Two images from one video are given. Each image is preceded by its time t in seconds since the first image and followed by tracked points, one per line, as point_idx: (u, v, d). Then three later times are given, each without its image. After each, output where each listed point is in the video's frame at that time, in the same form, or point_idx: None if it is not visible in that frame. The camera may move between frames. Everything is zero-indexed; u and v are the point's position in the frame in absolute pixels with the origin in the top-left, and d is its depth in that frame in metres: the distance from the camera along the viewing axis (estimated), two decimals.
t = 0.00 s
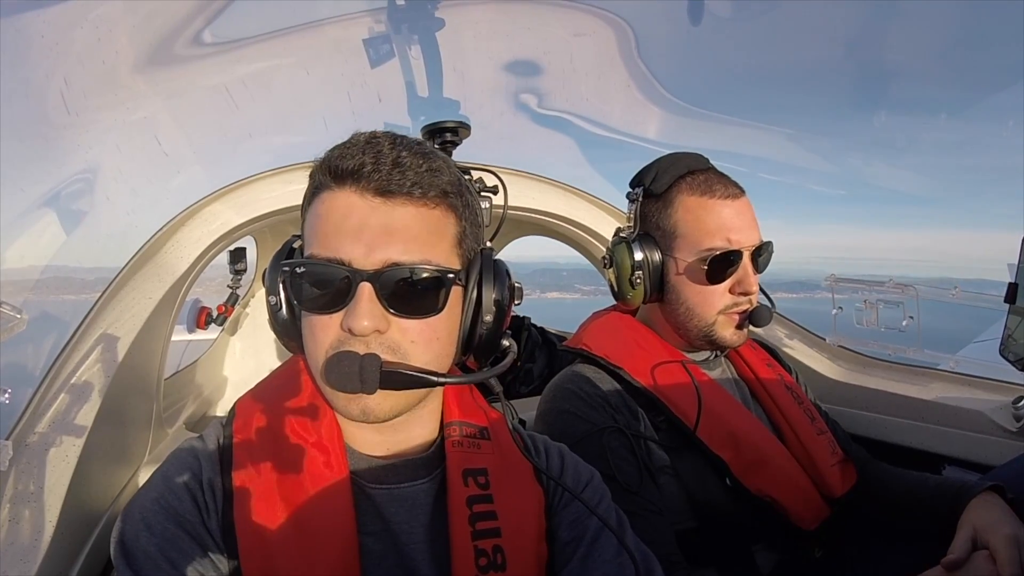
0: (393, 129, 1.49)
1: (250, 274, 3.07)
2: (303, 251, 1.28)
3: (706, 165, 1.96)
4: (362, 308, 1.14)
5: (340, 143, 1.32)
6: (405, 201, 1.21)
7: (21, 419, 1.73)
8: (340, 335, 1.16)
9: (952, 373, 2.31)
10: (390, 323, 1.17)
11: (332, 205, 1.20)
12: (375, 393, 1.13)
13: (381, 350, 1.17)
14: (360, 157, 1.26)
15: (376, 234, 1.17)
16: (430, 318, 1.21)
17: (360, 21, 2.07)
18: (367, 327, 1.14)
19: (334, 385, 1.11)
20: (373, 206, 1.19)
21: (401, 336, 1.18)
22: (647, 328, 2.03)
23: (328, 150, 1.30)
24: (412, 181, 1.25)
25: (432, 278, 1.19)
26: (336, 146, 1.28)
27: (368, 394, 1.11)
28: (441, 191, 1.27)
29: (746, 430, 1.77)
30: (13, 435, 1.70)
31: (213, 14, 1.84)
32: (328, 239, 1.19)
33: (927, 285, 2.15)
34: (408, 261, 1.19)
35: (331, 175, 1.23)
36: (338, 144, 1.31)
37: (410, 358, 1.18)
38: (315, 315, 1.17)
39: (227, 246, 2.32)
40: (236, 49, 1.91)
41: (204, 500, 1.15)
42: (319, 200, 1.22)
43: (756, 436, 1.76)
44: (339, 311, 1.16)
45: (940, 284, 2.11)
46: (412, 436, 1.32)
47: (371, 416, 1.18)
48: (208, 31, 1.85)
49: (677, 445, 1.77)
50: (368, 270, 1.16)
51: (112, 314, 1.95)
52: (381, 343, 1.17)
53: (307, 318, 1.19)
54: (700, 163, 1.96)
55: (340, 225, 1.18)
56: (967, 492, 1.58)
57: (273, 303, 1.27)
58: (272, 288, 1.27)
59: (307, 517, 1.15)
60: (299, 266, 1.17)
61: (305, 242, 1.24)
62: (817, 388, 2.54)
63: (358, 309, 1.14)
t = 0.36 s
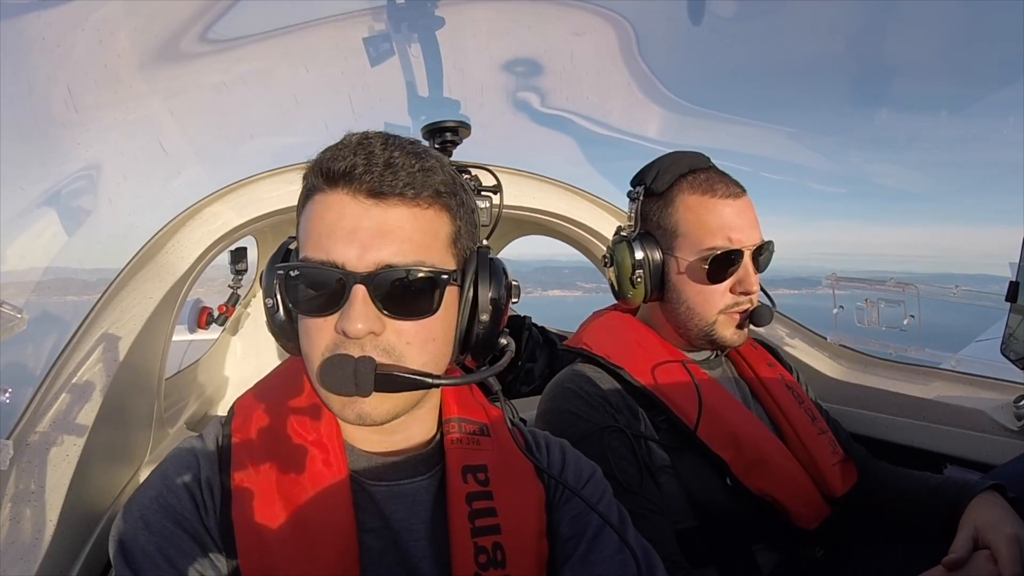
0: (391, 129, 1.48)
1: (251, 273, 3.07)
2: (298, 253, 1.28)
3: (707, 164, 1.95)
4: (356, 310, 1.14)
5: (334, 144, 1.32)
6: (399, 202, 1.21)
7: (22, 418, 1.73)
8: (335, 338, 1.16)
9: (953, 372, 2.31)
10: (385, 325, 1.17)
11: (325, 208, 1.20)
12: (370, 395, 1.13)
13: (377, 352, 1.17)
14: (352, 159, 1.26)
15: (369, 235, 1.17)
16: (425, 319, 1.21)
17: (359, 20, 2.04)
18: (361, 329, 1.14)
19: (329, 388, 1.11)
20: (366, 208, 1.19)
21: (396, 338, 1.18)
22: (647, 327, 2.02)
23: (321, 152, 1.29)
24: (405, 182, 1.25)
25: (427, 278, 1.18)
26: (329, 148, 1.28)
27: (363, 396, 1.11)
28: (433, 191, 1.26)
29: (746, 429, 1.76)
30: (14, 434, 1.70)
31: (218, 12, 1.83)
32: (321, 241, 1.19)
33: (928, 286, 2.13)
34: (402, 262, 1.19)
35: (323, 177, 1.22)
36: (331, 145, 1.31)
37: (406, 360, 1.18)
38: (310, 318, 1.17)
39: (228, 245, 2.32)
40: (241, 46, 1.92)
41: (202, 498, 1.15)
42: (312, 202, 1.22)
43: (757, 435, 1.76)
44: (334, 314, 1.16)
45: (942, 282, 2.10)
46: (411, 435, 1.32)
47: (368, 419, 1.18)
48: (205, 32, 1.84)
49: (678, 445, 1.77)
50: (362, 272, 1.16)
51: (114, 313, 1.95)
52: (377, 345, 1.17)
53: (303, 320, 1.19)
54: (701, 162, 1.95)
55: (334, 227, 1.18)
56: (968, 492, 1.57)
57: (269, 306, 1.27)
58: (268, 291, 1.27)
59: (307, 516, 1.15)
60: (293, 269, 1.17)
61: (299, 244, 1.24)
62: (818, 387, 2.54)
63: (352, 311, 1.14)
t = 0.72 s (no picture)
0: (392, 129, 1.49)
1: (253, 274, 3.08)
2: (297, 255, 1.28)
3: (710, 165, 1.96)
4: (355, 311, 1.15)
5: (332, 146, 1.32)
6: (397, 203, 1.21)
7: (25, 418, 1.73)
8: (334, 339, 1.17)
9: (954, 371, 2.31)
10: (384, 325, 1.18)
11: (324, 209, 1.20)
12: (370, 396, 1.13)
13: (376, 353, 1.17)
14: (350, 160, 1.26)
15: (368, 236, 1.18)
16: (423, 319, 1.21)
17: (361, 21, 2.04)
18: (360, 330, 1.14)
19: (328, 389, 1.11)
20: (364, 209, 1.19)
21: (395, 338, 1.19)
22: (649, 328, 2.02)
23: (319, 153, 1.30)
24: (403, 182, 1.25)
25: (425, 278, 1.19)
26: (327, 149, 1.29)
27: (363, 398, 1.11)
28: (432, 191, 1.26)
29: (747, 429, 1.76)
30: (18, 433, 1.70)
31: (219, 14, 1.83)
32: (320, 242, 1.19)
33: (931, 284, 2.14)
34: (401, 263, 1.19)
35: (321, 179, 1.23)
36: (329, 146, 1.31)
37: (405, 360, 1.18)
38: (310, 319, 1.18)
39: (231, 246, 2.33)
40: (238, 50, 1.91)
41: (201, 496, 1.16)
42: (310, 203, 1.22)
43: (757, 435, 1.76)
44: (333, 315, 1.16)
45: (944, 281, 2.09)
46: (411, 434, 1.32)
47: (369, 421, 1.18)
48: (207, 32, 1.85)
49: (679, 445, 1.77)
50: (361, 273, 1.17)
51: (116, 313, 1.96)
52: (376, 346, 1.17)
53: (302, 321, 1.20)
54: (704, 162, 1.96)
55: (332, 229, 1.19)
56: (970, 491, 1.57)
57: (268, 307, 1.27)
58: (267, 292, 1.28)
59: (307, 515, 1.15)
60: (292, 270, 1.17)
61: (298, 246, 1.24)
62: (820, 387, 2.54)
63: (351, 312, 1.15)
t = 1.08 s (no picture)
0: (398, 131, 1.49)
1: (256, 274, 3.09)
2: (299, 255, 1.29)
3: (716, 169, 1.96)
4: (358, 312, 1.15)
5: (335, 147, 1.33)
6: (399, 204, 1.22)
7: (26, 418, 1.74)
8: (337, 340, 1.17)
9: (957, 376, 2.31)
10: (387, 326, 1.18)
11: (327, 210, 1.21)
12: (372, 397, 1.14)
13: (378, 354, 1.17)
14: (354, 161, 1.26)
15: (370, 237, 1.18)
16: (425, 321, 1.21)
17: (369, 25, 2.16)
18: (363, 330, 1.15)
19: (331, 391, 1.12)
20: (367, 210, 1.20)
21: (397, 340, 1.19)
22: (651, 332, 2.02)
23: (322, 154, 1.30)
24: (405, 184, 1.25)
25: (428, 280, 1.19)
26: (330, 150, 1.29)
27: (365, 399, 1.12)
28: (434, 192, 1.27)
29: (749, 433, 1.76)
30: (19, 433, 1.72)
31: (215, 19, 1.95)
32: (323, 242, 1.19)
33: (935, 289, 2.14)
34: (404, 263, 1.20)
35: (324, 180, 1.23)
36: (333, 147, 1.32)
37: (406, 361, 1.19)
38: (313, 320, 1.18)
39: (234, 246, 2.33)
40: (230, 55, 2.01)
41: (203, 497, 1.16)
42: (314, 204, 1.23)
43: (758, 440, 1.76)
44: (336, 316, 1.16)
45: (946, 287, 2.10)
46: (414, 435, 1.32)
47: (372, 422, 1.19)
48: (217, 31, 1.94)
49: (681, 449, 1.77)
50: (364, 274, 1.17)
51: (119, 312, 1.96)
52: (378, 347, 1.17)
53: (304, 322, 1.20)
54: (709, 167, 1.96)
55: (335, 229, 1.19)
56: (971, 496, 1.57)
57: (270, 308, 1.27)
58: (269, 293, 1.28)
59: (309, 517, 1.15)
60: (295, 271, 1.17)
61: (301, 246, 1.25)
62: (822, 392, 2.54)
63: (353, 313, 1.15)
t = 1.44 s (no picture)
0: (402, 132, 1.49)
1: (258, 273, 3.09)
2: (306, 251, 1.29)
3: (717, 171, 1.96)
4: (369, 306, 1.15)
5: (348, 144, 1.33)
6: (413, 201, 1.22)
7: (28, 416, 1.75)
8: (347, 334, 1.17)
9: (957, 379, 2.31)
10: (398, 322, 1.18)
11: (340, 204, 1.21)
12: (382, 392, 1.14)
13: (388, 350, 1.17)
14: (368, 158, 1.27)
15: (383, 232, 1.18)
16: (434, 317, 1.21)
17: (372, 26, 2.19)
18: (374, 325, 1.15)
19: (340, 383, 1.11)
20: (380, 205, 1.20)
21: (406, 335, 1.19)
22: (653, 333, 2.02)
23: (335, 150, 1.30)
24: (418, 182, 1.26)
25: (439, 277, 1.20)
26: (344, 146, 1.29)
27: (375, 393, 1.11)
28: (447, 192, 1.28)
29: (749, 435, 1.76)
30: (20, 432, 1.72)
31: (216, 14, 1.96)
32: (336, 236, 1.20)
33: (935, 291, 2.11)
34: (415, 259, 1.20)
35: (338, 174, 1.24)
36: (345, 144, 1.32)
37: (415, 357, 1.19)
38: (322, 314, 1.18)
39: (235, 245, 2.34)
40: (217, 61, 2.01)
41: (204, 497, 1.16)
42: (326, 198, 1.23)
43: (759, 442, 1.76)
44: (347, 310, 1.17)
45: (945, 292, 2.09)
46: (415, 435, 1.32)
47: (378, 417, 1.19)
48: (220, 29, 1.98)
49: (682, 451, 1.77)
50: (376, 269, 1.18)
51: (121, 311, 1.97)
52: (388, 342, 1.17)
53: (312, 317, 1.19)
54: (710, 169, 1.96)
55: (348, 223, 1.19)
56: (971, 499, 1.57)
57: (275, 303, 1.27)
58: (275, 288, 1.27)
59: (310, 518, 1.15)
60: (306, 263, 1.18)
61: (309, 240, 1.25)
62: (823, 394, 2.53)
63: (365, 307, 1.15)
